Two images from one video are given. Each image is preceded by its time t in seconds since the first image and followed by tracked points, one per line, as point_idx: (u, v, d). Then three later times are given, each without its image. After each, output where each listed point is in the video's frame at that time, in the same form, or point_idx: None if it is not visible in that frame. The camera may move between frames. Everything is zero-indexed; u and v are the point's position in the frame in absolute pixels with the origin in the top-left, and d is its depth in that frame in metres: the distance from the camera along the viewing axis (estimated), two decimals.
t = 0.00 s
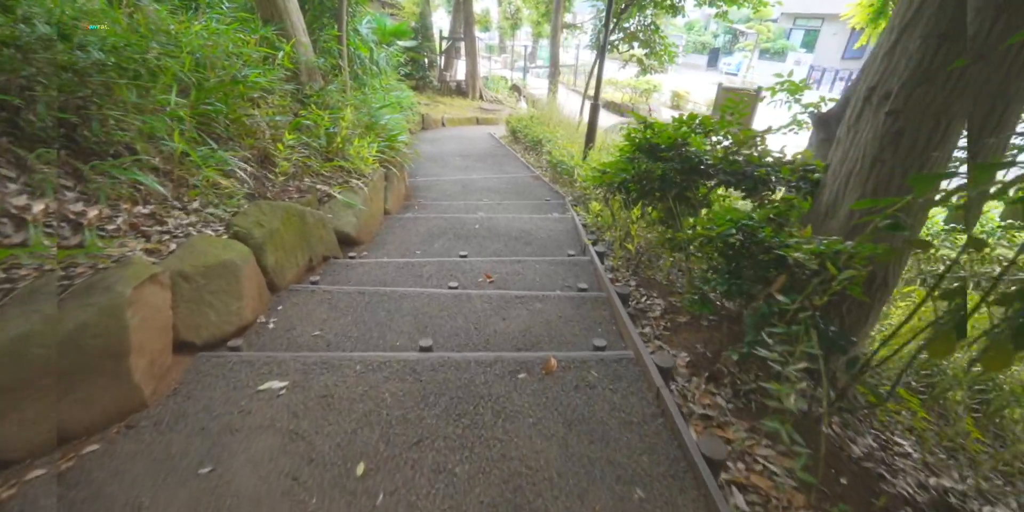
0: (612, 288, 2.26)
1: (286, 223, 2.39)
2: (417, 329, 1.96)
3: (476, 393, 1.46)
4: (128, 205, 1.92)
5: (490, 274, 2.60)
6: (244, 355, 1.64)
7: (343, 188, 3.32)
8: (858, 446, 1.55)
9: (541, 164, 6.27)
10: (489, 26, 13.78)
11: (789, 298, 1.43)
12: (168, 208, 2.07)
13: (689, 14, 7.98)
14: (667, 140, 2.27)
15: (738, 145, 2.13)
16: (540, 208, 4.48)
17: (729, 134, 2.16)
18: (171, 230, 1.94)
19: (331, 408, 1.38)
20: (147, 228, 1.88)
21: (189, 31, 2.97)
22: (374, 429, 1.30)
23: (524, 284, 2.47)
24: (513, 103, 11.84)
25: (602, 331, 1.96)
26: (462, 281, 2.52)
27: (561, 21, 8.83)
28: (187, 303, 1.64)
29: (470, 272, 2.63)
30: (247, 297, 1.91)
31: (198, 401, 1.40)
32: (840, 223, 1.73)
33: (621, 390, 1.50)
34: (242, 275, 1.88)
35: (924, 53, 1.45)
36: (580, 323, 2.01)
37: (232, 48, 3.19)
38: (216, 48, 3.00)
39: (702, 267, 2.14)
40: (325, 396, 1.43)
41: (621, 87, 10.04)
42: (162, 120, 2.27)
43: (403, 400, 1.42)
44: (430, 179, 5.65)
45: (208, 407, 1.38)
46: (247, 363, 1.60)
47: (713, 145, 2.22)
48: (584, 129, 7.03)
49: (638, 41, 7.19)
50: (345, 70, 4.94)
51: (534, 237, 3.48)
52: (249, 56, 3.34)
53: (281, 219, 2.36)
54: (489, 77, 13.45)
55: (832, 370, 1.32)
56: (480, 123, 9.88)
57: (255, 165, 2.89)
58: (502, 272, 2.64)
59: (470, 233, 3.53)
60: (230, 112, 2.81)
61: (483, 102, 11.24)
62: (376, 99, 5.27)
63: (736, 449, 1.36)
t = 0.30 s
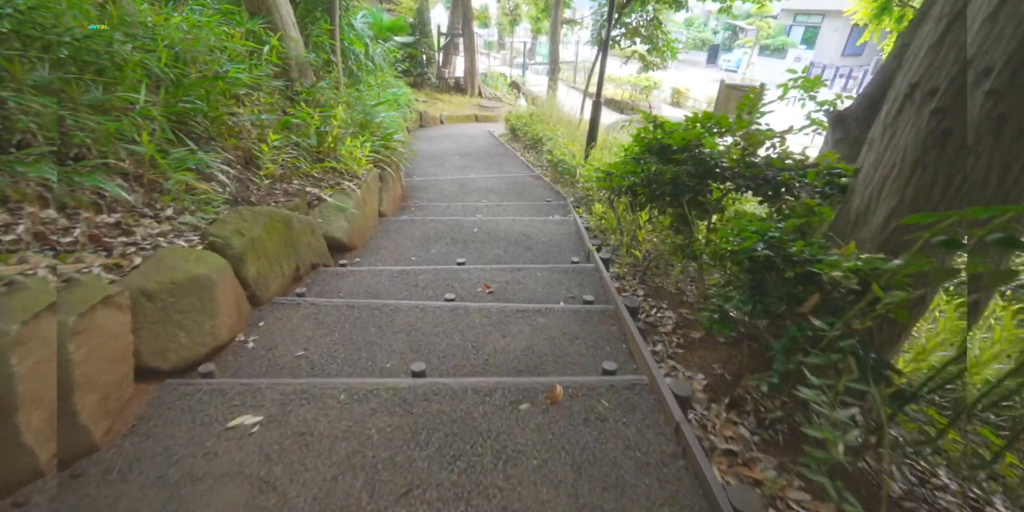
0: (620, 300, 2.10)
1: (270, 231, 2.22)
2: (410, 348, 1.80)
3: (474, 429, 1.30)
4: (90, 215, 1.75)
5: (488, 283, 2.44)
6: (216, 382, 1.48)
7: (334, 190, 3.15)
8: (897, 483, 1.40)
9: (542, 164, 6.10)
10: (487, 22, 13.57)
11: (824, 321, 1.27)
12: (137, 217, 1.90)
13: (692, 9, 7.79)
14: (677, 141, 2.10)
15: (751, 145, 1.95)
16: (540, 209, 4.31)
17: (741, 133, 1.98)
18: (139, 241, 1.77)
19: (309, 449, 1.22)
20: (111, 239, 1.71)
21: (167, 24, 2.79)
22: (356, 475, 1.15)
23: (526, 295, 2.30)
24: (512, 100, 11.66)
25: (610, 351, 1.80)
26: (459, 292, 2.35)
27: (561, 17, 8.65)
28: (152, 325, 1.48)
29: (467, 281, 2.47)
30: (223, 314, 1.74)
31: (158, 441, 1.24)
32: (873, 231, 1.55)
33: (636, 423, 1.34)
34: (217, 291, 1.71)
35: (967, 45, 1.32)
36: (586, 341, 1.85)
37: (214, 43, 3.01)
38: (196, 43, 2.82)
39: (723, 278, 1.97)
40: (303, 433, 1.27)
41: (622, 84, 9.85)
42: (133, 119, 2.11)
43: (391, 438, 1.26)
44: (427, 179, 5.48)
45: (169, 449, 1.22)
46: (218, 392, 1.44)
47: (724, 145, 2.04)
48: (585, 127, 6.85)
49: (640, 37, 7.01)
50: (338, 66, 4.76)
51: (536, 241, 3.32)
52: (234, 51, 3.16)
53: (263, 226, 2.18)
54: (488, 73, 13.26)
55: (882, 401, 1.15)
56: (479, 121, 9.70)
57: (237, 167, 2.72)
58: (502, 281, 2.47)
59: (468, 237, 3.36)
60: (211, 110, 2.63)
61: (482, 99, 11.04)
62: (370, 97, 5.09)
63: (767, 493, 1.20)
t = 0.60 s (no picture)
0: (632, 316, 1.95)
1: (254, 241, 2.06)
2: (404, 371, 1.65)
3: (473, 476, 1.16)
4: (51, 229, 1.59)
5: (489, 294, 2.28)
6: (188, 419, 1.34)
7: (325, 193, 2.97)
8: None
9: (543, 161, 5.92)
10: (486, 13, 13.26)
11: (869, 357, 1.12)
12: (104, 229, 1.74)
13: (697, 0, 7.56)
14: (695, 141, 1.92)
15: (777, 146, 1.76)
16: (542, 209, 4.14)
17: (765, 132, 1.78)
18: (103, 256, 1.61)
19: (288, 503, 1.10)
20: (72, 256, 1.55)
21: (144, 15, 2.59)
22: None
23: (529, 308, 2.15)
24: (512, 94, 11.42)
25: (623, 374, 1.65)
26: (458, 304, 2.19)
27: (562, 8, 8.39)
28: (114, 354, 1.34)
29: (467, 292, 2.31)
30: (199, 336, 1.60)
31: (118, 495, 1.11)
32: (915, 245, 1.32)
33: (655, 468, 1.20)
34: (190, 311, 1.57)
35: None
36: (597, 362, 1.70)
37: (197, 35, 2.82)
38: (175, 35, 2.63)
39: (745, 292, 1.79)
40: (281, 484, 1.15)
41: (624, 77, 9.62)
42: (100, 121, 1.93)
43: (380, 488, 1.13)
44: (424, 177, 5.29)
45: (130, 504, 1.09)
46: (189, 430, 1.30)
47: (746, 146, 1.85)
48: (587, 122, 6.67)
49: (644, 29, 6.78)
50: (331, 59, 4.55)
51: (539, 245, 3.15)
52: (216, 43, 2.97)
53: (246, 236, 2.02)
54: (488, 65, 13.00)
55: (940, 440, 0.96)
56: (478, 115, 9.48)
57: (220, 169, 2.54)
58: (503, 292, 2.32)
59: (467, 241, 3.18)
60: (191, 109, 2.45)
61: (481, 92, 10.81)
62: (365, 92, 4.89)
63: None
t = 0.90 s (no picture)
0: (649, 333, 1.80)
1: (239, 252, 1.89)
2: (402, 400, 1.50)
3: None
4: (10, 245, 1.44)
5: (493, 308, 2.12)
6: (157, 463, 1.19)
7: (317, 197, 2.81)
8: None
9: (544, 160, 5.75)
10: (485, 7, 13.04)
11: (942, 399, 0.96)
12: (71, 244, 1.58)
13: None
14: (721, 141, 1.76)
15: (812, 149, 1.60)
16: (545, 212, 3.97)
17: (800, 130, 1.61)
18: (65, 274, 1.45)
19: None
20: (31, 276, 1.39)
21: (121, 7, 2.41)
22: None
23: (537, 323, 2.00)
24: (512, 90, 11.23)
25: (643, 401, 1.50)
26: (460, 319, 2.04)
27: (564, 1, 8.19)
28: (75, 390, 1.20)
29: (469, 305, 2.15)
30: (175, 360, 1.44)
31: None
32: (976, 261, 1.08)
33: None
34: (165, 335, 1.41)
35: None
36: (614, 388, 1.55)
37: (180, 28, 2.64)
38: (154, 29, 2.45)
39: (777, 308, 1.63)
40: None
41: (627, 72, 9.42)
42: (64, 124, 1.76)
43: None
44: (423, 177, 5.12)
45: None
46: (156, 478, 1.15)
47: (775, 148, 1.69)
48: (590, 119, 6.49)
49: (648, 23, 6.59)
50: (325, 54, 4.37)
51: (544, 250, 2.99)
52: (201, 38, 2.79)
53: (230, 247, 1.85)
54: (487, 61, 12.82)
55: None
56: (477, 112, 9.30)
57: (204, 173, 2.38)
58: (509, 305, 2.17)
59: (468, 247, 3.02)
60: (172, 108, 2.28)
61: (480, 88, 10.62)
62: (360, 89, 4.71)
63: None
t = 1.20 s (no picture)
0: (668, 355, 1.65)
1: (218, 266, 1.73)
2: (398, 434, 1.35)
3: None
4: None
5: (498, 324, 1.97)
6: None
7: (309, 201, 2.64)
8: None
9: (547, 158, 5.57)
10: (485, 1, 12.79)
11: None
12: (28, 262, 1.42)
13: None
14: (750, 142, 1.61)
15: (851, 151, 1.43)
16: (550, 214, 3.81)
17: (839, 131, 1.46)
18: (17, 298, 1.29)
19: None
20: None
21: None
22: None
23: (545, 341, 1.84)
24: (512, 85, 11.01)
25: (667, 438, 1.35)
26: (462, 337, 1.88)
27: None
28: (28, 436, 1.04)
29: (472, 321, 1.99)
30: (143, 392, 1.28)
31: None
32: None
33: None
34: (131, 366, 1.25)
35: None
36: (634, 421, 1.40)
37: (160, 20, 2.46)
38: (131, 21, 2.28)
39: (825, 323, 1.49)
40: None
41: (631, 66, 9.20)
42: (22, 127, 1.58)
43: None
44: (423, 177, 4.95)
45: None
46: None
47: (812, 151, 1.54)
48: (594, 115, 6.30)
49: (654, 16, 6.38)
50: (319, 50, 4.19)
51: (550, 257, 2.83)
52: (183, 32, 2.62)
53: (209, 261, 1.69)
54: (487, 56, 12.58)
55: None
56: (478, 108, 9.10)
57: (185, 177, 2.21)
58: (514, 319, 2.01)
59: (470, 253, 2.86)
60: (150, 107, 2.11)
61: (481, 84, 10.40)
62: (356, 86, 4.53)
63: None
